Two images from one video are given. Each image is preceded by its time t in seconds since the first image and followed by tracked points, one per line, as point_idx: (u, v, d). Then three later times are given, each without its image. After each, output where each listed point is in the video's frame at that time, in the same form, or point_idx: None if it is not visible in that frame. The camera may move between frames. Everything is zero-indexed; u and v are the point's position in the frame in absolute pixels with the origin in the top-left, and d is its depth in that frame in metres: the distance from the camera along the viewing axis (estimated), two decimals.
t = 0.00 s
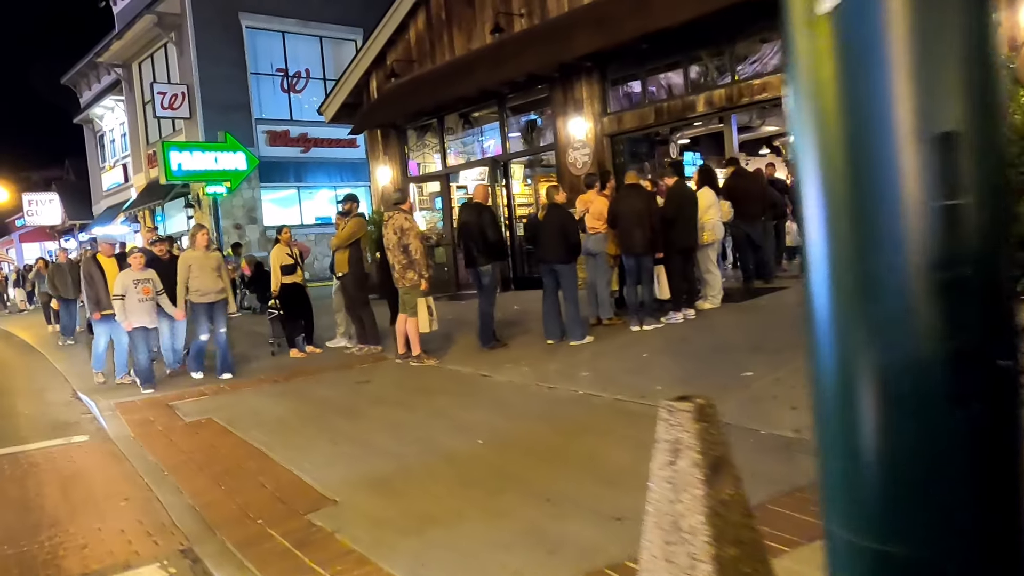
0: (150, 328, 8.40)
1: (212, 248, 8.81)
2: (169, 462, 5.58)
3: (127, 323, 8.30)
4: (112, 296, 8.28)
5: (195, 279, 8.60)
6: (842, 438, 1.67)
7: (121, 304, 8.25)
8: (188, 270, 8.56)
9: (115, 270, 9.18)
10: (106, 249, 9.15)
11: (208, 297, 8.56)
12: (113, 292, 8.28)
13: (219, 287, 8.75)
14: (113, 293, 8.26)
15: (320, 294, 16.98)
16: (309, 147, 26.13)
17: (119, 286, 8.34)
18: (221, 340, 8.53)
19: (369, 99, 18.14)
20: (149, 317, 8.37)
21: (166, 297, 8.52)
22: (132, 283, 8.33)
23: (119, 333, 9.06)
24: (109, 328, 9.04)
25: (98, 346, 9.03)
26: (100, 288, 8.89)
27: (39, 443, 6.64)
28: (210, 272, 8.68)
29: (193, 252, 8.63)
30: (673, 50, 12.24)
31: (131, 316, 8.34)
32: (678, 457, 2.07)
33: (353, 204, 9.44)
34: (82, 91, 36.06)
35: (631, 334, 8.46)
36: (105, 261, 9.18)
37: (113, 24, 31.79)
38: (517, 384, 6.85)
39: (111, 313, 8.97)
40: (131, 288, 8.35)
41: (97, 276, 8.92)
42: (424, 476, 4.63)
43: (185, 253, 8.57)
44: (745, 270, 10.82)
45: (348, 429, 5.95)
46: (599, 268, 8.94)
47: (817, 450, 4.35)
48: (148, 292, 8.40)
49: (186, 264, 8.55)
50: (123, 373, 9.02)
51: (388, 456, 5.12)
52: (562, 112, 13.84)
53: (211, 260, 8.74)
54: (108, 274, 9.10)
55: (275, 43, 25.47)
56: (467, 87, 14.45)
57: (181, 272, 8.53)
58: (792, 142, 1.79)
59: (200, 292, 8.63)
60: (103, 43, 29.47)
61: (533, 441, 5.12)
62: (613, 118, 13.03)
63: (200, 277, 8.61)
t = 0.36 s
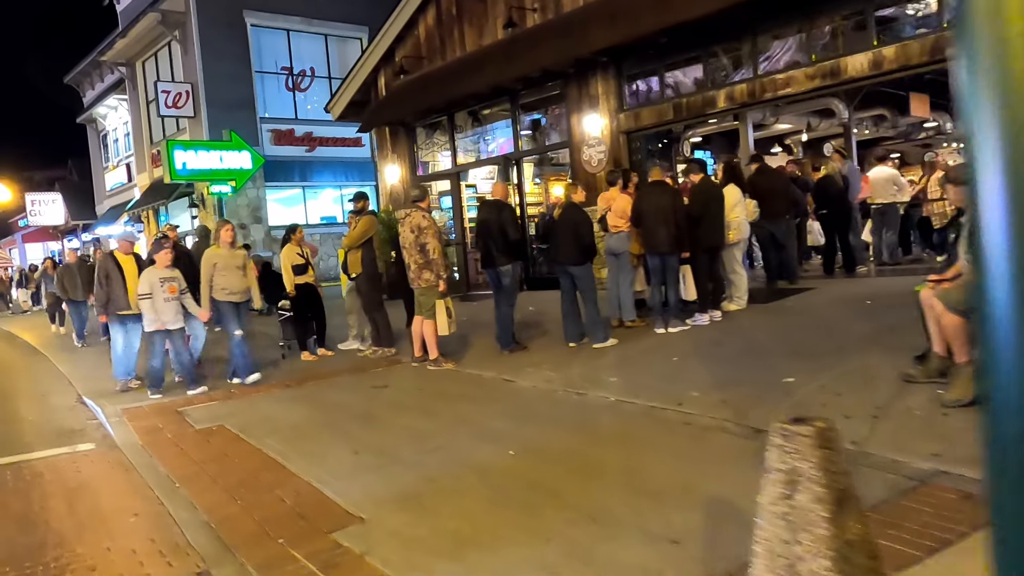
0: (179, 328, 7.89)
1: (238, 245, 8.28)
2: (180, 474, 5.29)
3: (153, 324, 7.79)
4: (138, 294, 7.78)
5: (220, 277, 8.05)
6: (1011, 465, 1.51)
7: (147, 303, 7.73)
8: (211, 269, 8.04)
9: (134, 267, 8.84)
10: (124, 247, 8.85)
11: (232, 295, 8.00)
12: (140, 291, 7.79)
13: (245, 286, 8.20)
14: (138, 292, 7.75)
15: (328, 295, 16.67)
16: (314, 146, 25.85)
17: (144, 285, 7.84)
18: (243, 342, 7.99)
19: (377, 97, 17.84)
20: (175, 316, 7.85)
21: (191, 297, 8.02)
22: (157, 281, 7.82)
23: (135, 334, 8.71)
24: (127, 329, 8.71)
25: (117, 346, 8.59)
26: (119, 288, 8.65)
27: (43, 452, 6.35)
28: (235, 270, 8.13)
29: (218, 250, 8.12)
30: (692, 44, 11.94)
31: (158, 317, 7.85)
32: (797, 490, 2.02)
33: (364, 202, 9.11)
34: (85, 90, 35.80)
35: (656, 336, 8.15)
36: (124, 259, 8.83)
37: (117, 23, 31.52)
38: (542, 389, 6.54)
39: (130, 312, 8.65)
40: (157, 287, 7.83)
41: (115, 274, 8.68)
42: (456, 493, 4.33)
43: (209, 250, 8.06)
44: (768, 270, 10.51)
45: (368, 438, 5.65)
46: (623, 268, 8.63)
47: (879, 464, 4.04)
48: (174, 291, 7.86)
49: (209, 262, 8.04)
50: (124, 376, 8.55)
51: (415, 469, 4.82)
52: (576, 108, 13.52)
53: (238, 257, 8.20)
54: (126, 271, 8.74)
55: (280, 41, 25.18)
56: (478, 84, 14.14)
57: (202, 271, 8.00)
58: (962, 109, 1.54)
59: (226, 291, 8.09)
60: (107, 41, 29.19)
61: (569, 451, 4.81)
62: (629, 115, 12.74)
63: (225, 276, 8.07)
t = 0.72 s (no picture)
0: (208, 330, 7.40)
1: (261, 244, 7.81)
2: (189, 486, 5.03)
3: (183, 325, 7.27)
4: (167, 293, 7.24)
5: (245, 277, 7.58)
6: None
7: (177, 302, 7.22)
8: (235, 268, 7.55)
9: (146, 267, 8.43)
10: (134, 246, 8.41)
11: (256, 297, 7.56)
12: (169, 289, 7.25)
13: (269, 286, 7.71)
14: (168, 290, 7.21)
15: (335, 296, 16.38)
16: (318, 146, 25.58)
17: (173, 282, 7.29)
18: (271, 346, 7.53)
19: (385, 96, 17.58)
20: (204, 317, 7.33)
21: (219, 296, 7.54)
22: (187, 279, 7.29)
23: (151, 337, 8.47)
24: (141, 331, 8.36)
25: (137, 350, 8.29)
26: (132, 288, 8.19)
27: (47, 461, 6.10)
28: (259, 270, 7.64)
29: (240, 248, 7.65)
30: (709, 40, 11.67)
31: (188, 316, 7.32)
32: (942, 533, 1.90)
33: (377, 201, 8.83)
34: (87, 90, 35.58)
35: (680, 339, 7.86)
36: (134, 259, 8.39)
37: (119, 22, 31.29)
38: (566, 395, 6.26)
39: (146, 314, 8.27)
40: (187, 284, 7.31)
41: (128, 274, 8.23)
42: (486, 510, 4.06)
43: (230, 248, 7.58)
44: (789, 271, 10.22)
45: (388, 448, 5.37)
46: (644, 269, 8.34)
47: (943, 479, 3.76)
48: (205, 290, 7.36)
49: (233, 261, 7.55)
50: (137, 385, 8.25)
51: (440, 483, 4.55)
52: (589, 106, 13.23)
53: (262, 257, 7.71)
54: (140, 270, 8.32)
55: (284, 40, 24.92)
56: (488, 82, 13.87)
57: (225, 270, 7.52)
58: None
59: (249, 291, 7.61)
60: (109, 41, 28.94)
61: (604, 462, 4.54)
62: (645, 112, 12.47)
63: (250, 275, 7.60)
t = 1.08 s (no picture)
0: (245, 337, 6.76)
1: (287, 239, 7.22)
2: (202, 500, 4.75)
3: (218, 332, 6.60)
4: (198, 297, 6.56)
5: (271, 278, 7.00)
6: None
7: (211, 307, 6.55)
8: (262, 267, 6.96)
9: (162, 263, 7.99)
10: (151, 240, 7.95)
11: (285, 298, 7.02)
12: (198, 293, 6.57)
13: (297, 287, 7.15)
14: (199, 296, 6.55)
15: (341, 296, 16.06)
16: (322, 145, 25.27)
17: (203, 286, 6.60)
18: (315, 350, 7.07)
19: (391, 92, 17.27)
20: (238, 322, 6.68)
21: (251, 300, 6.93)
22: (219, 282, 6.64)
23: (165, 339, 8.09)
24: (154, 330, 8.00)
25: (144, 354, 7.92)
26: (145, 285, 7.80)
27: (50, 470, 5.80)
28: (287, 269, 7.06)
29: (266, 246, 7.04)
30: (729, 34, 11.37)
31: (222, 322, 6.63)
32: None
33: (390, 199, 8.53)
34: (89, 88, 35.25)
35: (708, 343, 7.56)
36: (150, 254, 7.96)
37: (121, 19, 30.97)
38: (594, 402, 5.96)
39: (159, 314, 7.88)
40: (218, 288, 6.64)
41: (141, 271, 7.82)
42: (525, 531, 3.76)
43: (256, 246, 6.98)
44: (813, 272, 9.93)
45: (410, 460, 5.07)
46: (669, 269, 8.03)
47: None
48: (238, 292, 6.72)
49: (259, 259, 6.95)
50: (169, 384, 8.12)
51: (471, 498, 4.25)
52: (604, 103, 12.94)
53: (290, 254, 7.12)
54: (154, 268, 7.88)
55: (288, 37, 24.61)
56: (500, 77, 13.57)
57: (251, 269, 6.94)
58: None
59: (275, 293, 7.04)
60: (111, 38, 28.64)
61: (647, 477, 4.25)
62: (661, 108, 12.17)
63: (277, 276, 7.02)
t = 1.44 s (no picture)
0: (282, 345, 6.26)
1: (326, 239, 6.73)
2: (216, 519, 4.45)
3: (255, 339, 6.11)
4: (235, 299, 6.07)
5: (311, 278, 6.47)
6: None
7: (250, 311, 6.07)
8: (299, 266, 6.47)
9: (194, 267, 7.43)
10: (187, 239, 7.41)
11: (328, 302, 6.46)
12: (236, 295, 6.09)
13: (339, 286, 6.59)
14: (237, 298, 6.05)
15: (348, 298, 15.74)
16: (326, 145, 24.97)
17: (239, 287, 6.11)
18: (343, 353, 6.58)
19: (398, 91, 16.98)
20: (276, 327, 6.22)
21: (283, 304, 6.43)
22: (256, 282, 6.16)
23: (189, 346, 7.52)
24: (180, 335, 7.49)
25: (164, 359, 7.52)
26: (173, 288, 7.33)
27: (54, 485, 5.50)
28: (327, 268, 6.54)
29: (304, 244, 6.56)
30: (748, 26, 11.07)
31: (259, 326, 6.15)
32: None
33: (405, 198, 8.22)
34: (90, 90, 34.98)
35: (739, 346, 7.24)
36: (184, 254, 7.41)
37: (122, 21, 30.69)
38: (627, 409, 5.64)
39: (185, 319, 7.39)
40: (256, 289, 6.15)
41: (171, 272, 7.31)
42: (571, 554, 3.46)
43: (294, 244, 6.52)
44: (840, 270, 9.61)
45: (437, 472, 4.77)
46: (695, 268, 7.76)
47: None
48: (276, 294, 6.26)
49: (297, 258, 6.47)
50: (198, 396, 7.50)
51: (508, 517, 3.94)
52: (618, 98, 12.63)
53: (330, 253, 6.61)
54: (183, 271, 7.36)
55: (290, 37, 24.31)
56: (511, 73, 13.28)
57: (288, 269, 6.46)
58: None
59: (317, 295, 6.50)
60: (112, 39, 28.37)
61: (698, 494, 3.93)
62: (677, 103, 11.86)
63: (318, 275, 6.48)
